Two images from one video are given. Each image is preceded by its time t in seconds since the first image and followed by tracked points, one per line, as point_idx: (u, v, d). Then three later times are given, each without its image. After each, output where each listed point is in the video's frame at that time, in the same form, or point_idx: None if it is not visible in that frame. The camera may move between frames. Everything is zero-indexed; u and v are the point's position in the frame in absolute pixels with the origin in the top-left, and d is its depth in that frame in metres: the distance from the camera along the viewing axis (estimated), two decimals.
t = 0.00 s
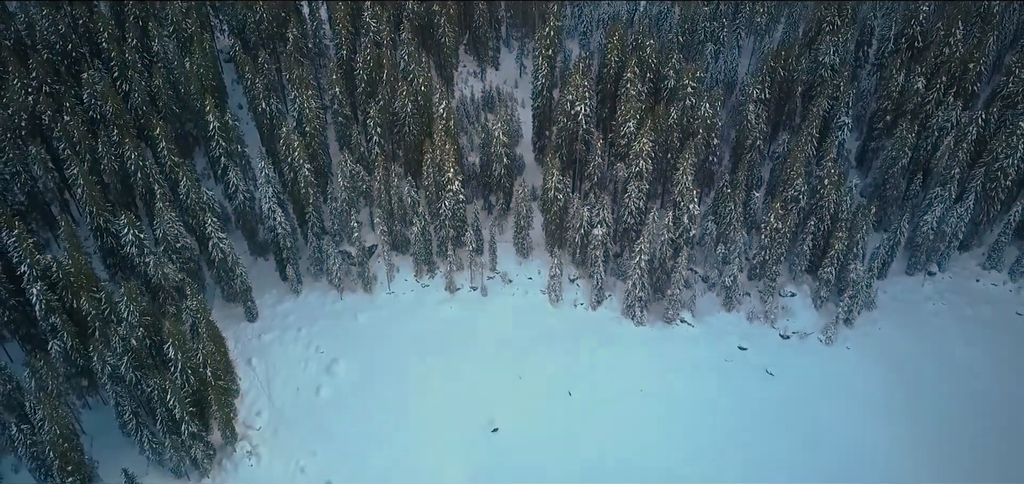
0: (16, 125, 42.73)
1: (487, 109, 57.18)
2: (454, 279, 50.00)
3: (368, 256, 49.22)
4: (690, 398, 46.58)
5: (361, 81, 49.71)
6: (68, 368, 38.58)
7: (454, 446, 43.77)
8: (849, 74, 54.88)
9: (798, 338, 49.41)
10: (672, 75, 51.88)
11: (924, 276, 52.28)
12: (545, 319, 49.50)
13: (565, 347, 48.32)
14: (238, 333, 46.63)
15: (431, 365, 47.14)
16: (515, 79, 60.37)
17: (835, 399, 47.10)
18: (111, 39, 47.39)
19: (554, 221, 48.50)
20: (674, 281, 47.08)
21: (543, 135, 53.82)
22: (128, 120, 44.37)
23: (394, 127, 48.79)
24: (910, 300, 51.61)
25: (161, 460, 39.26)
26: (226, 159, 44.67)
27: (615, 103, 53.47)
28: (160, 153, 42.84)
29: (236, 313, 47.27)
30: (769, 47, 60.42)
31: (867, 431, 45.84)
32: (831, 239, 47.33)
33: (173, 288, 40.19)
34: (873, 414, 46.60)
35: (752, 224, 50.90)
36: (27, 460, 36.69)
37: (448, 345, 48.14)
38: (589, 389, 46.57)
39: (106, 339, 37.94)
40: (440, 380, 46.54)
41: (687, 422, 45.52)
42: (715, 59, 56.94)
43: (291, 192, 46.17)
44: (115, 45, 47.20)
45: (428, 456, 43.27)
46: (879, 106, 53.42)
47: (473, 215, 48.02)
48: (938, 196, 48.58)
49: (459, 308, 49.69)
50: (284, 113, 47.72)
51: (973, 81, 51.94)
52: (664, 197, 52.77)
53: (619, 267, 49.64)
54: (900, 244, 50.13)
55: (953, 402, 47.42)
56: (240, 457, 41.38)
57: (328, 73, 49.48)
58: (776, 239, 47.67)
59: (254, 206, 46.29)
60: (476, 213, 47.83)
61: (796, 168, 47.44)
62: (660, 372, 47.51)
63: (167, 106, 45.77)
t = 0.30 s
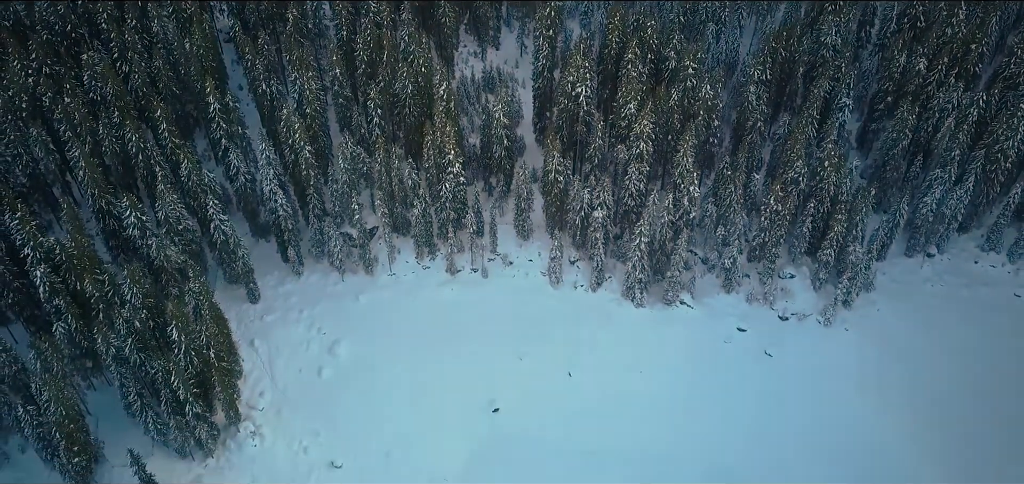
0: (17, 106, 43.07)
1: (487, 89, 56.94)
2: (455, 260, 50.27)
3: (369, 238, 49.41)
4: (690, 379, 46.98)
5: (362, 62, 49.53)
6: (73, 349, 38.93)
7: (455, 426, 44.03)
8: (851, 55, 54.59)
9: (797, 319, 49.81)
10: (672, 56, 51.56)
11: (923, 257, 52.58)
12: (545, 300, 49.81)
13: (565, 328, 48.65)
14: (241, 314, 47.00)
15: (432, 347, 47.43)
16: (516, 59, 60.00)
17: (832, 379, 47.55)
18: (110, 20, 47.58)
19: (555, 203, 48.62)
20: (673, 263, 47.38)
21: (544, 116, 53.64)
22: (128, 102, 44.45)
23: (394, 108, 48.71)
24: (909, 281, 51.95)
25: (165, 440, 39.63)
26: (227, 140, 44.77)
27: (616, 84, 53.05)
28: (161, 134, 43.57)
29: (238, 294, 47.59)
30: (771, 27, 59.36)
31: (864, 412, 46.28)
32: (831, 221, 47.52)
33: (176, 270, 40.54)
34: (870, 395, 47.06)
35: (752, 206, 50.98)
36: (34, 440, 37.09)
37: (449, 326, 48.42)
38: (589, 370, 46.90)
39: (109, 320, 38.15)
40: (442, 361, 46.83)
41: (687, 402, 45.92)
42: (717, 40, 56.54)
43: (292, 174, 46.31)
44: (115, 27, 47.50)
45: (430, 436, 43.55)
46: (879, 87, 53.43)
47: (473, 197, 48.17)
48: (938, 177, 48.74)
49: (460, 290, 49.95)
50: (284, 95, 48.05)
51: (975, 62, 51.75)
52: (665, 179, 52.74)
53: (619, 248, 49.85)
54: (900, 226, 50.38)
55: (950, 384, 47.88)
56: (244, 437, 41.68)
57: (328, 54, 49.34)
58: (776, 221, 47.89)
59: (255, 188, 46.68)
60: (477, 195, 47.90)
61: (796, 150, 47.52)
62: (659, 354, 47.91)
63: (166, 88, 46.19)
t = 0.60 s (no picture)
0: (20, 105, 43.72)
1: (487, 86, 56.94)
2: (456, 259, 50.50)
3: (371, 236, 49.61)
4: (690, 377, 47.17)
5: (362, 60, 49.67)
6: (76, 348, 39.24)
7: (456, 424, 44.18)
8: (851, 53, 54.55)
9: (796, 317, 50.07)
10: (673, 53, 51.50)
11: (922, 256, 52.81)
12: (546, 299, 50.02)
13: (565, 326, 48.86)
14: (243, 312, 47.28)
15: (434, 346, 47.57)
16: (516, 56, 60.05)
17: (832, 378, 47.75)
18: (112, 18, 47.98)
19: (555, 202, 48.80)
20: (673, 261, 47.59)
21: (544, 114, 53.74)
22: (131, 100, 45.10)
23: (395, 107, 48.83)
24: (908, 280, 52.17)
25: (168, 439, 39.86)
26: (228, 138, 44.87)
27: (616, 82, 53.01)
28: (163, 133, 44.15)
29: (240, 293, 47.88)
30: (772, 23, 59.07)
31: (864, 410, 46.49)
32: (830, 220, 47.71)
33: (179, 269, 41.22)
34: (869, 393, 47.27)
35: (752, 204, 51.15)
36: (38, 439, 37.34)
37: (450, 324, 48.57)
38: (590, 368, 47.07)
39: (112, 319, 38.38)
40: (443, 360, 46.96)
41: (687, 401, 46.10)
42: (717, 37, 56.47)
43: (294, 172, 46.55)
44: (116, 24, 47.91)
45: (431, 434, 43.70)
46: (879, 84, 53.52)
47: (474, 195, 48.32)
48: (937, 176, 48.93)
49: (461, 287, 50.15)
50: (285, 93, 48.19)
51: (974, 59, 51.78)
52: (664, 177, 52.83)
53: (619, 247, 50.07)
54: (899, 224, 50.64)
55: (949, 383, 48.07)
56: (246, 436, 41.72)
57: (330, 52, 49.58)
58: (776, 220, 48.11)
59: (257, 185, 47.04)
60: (477, 193, 48.04)
61: (796, 149, 47.69)
62: (660, 352, 48.11)
63: (168, 86, 46.69)
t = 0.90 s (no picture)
0: (22, 105, 44.21)
1: (488, 85, 57.03)
2: (457, 257, 50.74)
3: (372, 235, 49.87)
4: (689, 375, 47.38)
5: (363, 60, 49.85)
6: (79, 347, 39.64)
7: (457, 422, 44.40)
8: (851, 51, 54.58)
9: (796, 315, 50.33)
10: (673, 52, 51.51)
11: (921, 254, 53.04)
12: (546, 297, 50.24)
13: (565, 324, 49.07)
14: (245, 310, 47.56)
15: (434, 343, 47.80)
16: (517, 54, 60.15)
17: (831, 376, 48.00)
18: (114, 17, 48.27)
19: (555, 200, 49.00)
20: (673, 260, 47.80)
21: (545, 112, 53.88)
22: (132, 100, 45.71)
23: (396, 105, 49.00)
24: (907, 278, 52.41)
25: (171, 436, 40.11)
26: (230, 137, 45.05)
27: (617, 81, 53.03)
28: (164, 132, 44.43)
29: (242, 291, 48.20)
30: (772, 21, 59.00)
31: (862, 408, 46.71)
32: (830, 218, 47.92)
33: (181, 267, 41.84)
34: (868, 391, 47.49)
35: (752, 203, 51.35)
36: (42, 436, 37.64)
37: (451, 322, 48.80)
38: (589, 366, 47.28)
39: (115, 318, 38.63)
40: (443, 358, 47.16)
41: (686, 399, 46.33)
42: (718, 36, 56.34)
43: (295, 171, 46.79)
44: (117, 23, 48.22)
45: (431, 432, 43.91)
46: (879, 83, 53.62)
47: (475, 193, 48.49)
48: (936, 175, 49.09)
49: (461, 286, 50.38)
50: (286, 92, 48.29)
51: (974, 58, 51.87)
52: (665, 175, 52.96)
53: (619, 245, 50.32)
54: (899, 223, 50.83)
55: (947, 381, 48.28)
56: (248, 433, 41.89)
57: (330, 51, 49.74)
58: (775, 219, 48.33)
59: (258, 184, 47.32)
60: (478, 192, 48.21)
61: (795, 148, 47.86)
62: (659, 350, 48.33)
63: (170, 85, 46.87)
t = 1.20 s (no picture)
0: (24, 106, 44.52)
1: (488, 85, 57.12)
2: (457, 258, 50.93)
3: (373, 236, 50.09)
4: (688, 376, 47.59)
5: (364, 60, 49.96)
6: (82, 348, 39.97)
7: (457, 423, 44.61)
8: (850, 52, 54.49)
9: (795, 316, 50.55)
10: (673, 53, 51.49)
11: (920, 255, 53.26)
12: (546, 298, 50.44)
13: (565, 325, 49.27)
14: (246, 311, 47.79)
15: (435, 344, 48.02)
16: (517, 54, 60.20)
17: (829, 377, 48.22)
18: (115, 19, 48.48)
19: (556, 202, 49.15)
20: (673, 261, 47.98)
21: (545, 113, 53.97)
22: (134, 101, 45.98)
23: (396, 106, 49.14)
24: (905, 279, 52.60)
25: (174, 437, 40.35)
26: (232, 139, 45.25)
27: (617, 82, 53.03)
28: (166, 133, 44.63)
29: (243, 292, 48.44)
30: (772, 22, 59.00)
31: (861, 409, 46.94)
32: (829, 220, 48.13)
33: (183, 269, 42.12)
34: (867, 392, 47.71)
35: (751, 204, 51.52)
36: (45, 438, 37.84)
37: (452, 323, 49.01)
38: (589, 367, 47.48)
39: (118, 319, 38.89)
40: (444, 359, 47.36)
41: (685, 399, 46.54)
42: (717, 37, 56.26)
43: (296, 172, 47.00)
44: (119, 24, 48.47)
45: (432, 432, 44.13)
46: (879, 83, 53.68)
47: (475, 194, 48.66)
48: (935, 176, 49.26)
49: (462, 286, 50.58)
50: (287, 93, 48.34)
51: (973, 59, 51.92)
52: (664, 176, 53.03)
53: (619, 246, 50.50)
54: (898, 223, 51.00)
55: (946, 382, 48.49)
56: (251, 434, 42.16)
57: (331, 52, 49.88)
58: (775, 220, 48.53)
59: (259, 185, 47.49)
60: (479, 193, 48.38)
61: (795, 149, 48.01)
62: (659, 350, 48.55)
63: (171, 87, 46.97)
